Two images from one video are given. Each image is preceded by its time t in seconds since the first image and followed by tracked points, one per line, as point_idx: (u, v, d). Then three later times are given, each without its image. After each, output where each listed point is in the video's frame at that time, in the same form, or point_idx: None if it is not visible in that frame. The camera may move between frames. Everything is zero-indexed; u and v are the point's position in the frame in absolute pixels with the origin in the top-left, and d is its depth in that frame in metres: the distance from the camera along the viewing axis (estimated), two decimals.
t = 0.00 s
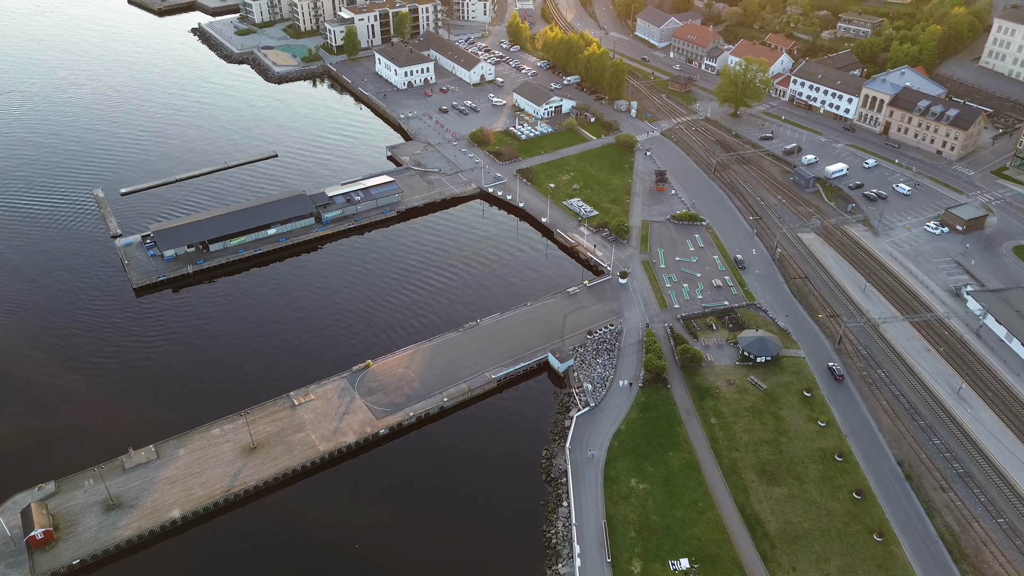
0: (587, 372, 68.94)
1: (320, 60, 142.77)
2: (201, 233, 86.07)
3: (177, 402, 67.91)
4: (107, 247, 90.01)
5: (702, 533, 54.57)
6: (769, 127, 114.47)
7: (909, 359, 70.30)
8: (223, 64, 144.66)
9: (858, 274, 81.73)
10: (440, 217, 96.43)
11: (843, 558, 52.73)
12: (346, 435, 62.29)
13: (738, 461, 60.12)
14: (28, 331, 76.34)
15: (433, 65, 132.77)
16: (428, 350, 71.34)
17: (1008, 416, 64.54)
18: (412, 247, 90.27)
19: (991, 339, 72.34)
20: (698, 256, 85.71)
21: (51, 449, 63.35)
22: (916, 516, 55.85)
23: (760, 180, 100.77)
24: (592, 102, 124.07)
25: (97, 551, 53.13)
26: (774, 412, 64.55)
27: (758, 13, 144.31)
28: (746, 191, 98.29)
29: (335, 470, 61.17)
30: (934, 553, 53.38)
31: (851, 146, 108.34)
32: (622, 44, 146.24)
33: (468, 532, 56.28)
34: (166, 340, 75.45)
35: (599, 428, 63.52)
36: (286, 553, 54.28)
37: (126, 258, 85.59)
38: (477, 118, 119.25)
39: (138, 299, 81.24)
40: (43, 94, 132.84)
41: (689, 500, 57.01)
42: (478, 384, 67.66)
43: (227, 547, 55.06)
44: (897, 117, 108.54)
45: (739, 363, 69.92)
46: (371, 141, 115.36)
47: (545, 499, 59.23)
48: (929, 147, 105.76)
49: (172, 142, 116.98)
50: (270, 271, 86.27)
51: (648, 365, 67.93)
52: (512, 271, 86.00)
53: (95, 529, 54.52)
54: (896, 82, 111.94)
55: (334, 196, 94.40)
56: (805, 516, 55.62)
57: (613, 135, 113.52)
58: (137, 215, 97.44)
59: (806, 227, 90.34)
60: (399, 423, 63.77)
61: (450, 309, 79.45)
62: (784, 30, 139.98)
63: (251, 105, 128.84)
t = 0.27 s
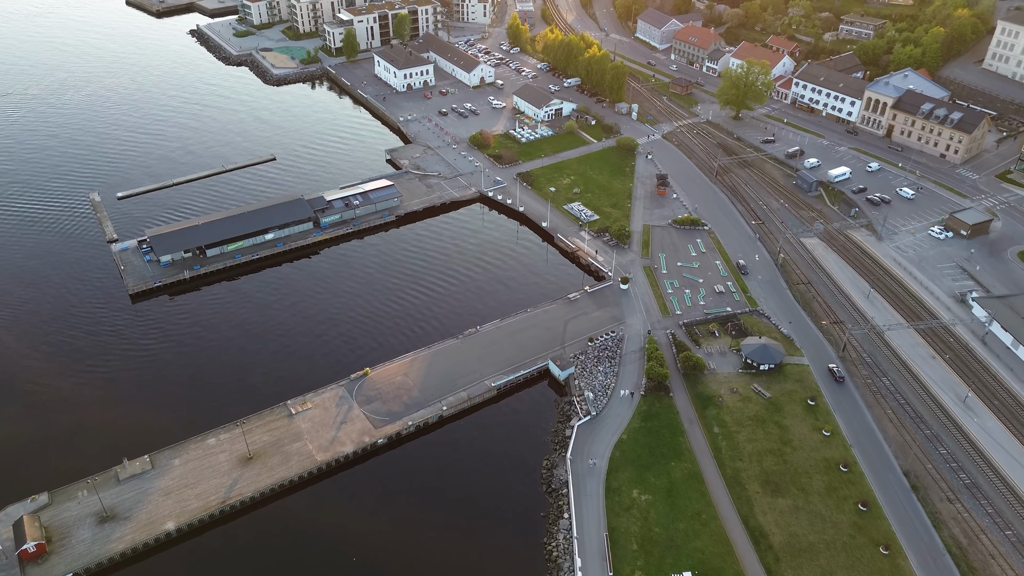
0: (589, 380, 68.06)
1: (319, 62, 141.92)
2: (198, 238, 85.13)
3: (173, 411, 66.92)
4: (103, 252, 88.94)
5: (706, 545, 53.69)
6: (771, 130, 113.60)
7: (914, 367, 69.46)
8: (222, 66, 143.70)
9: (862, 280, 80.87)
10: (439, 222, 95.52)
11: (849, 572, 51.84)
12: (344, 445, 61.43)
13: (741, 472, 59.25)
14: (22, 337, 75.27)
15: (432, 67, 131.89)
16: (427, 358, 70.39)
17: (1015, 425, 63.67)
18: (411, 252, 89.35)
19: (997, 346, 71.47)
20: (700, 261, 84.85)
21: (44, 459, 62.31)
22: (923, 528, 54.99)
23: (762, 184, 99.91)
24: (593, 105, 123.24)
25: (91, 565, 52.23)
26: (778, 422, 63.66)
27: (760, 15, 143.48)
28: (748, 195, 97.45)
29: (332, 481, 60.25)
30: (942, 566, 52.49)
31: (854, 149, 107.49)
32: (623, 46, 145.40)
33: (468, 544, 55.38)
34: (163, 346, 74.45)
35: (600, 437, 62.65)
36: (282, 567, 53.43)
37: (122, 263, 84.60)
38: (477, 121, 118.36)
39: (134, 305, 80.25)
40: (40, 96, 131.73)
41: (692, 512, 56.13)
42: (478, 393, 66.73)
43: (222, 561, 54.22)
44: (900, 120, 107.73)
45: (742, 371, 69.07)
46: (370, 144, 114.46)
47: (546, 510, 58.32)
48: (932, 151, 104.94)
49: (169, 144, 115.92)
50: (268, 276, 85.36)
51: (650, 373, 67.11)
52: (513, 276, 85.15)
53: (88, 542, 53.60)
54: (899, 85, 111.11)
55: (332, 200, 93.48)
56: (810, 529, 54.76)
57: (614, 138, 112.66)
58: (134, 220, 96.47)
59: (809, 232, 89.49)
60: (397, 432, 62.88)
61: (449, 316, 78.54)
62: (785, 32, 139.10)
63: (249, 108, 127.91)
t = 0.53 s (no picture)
0: (590, 388, 67.16)
1: (318, 64, 140.98)
2: (195, 243, 84.20)
3: (168, 420, 66.01)
4: (99, 257, 87.99)
5: (709, 559, 52.84)
6: (773, 133, 112.77)
7: (919, 375, 68.60)
8: (220, 69, 142.77)
9: (866, 286, 80.00)
10: (439, 226, 94.66)
11: None
12: (342, 455, 60.52)
13: (745, 482, 58.38)
14: (16, 344, 74.29)
15: (432, 69, 131.03)
16: (426, 365, 69.48)
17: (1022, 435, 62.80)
18: (410, 257, 88.48)
19: (1003, 354, 70.59)
20: (702, 266, 84.01)
21: (38, 470, 61.38)
22: (930, 541, 54.11)
23: (765, 188, 99.05)
24: (594, 108, 122.39)
25: None
26: (782, 431, 62.78)
27: (761, 17, 142.65)
28: (750, 199, 96.59)
29: (329, 492, 59.36)
30: None
31: (857, 153, 106.62)
32: (624, 48, 144.55)
33: (467, 557, 54.52)
34: (158, 354, 73.53)
35: (601, 447, 61.76)
36: None
37: (118, 268, 83.64)
38: (476, 124, 117.51)
39: (130, 311, 79.33)
40: (36, 98, 130.72)
41: (695, 524, 55.28)
42: (477, 401, 65.83)
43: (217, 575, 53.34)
44: (903, 123, 106.81)
45: (746, 379, 68.19)
46: (369, 148, 113.58)
47: (547, 522, 57.45)
48: (936, 154, 104.06)
49: (167, 147, 114.95)
50: (265, 282, 84.47)
51: (652, 381, 66.25)
52: (513, 282, 84.29)
53: (81, 555, 52.69)
54: (902, 88, 110.21)
55: (331, 205, 92.62)
56: (815, 542, 53.89)
57: (615, 141, 111.82)
58: (130, 224, 95.52)
59: (812, 237, 88.61)
60: (396, 442, 61.99)
61: (449, 322, 77.68)
62: (787, 34, 138.26)
63: (247, 110, 126.99)
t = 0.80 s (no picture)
0: (591, 396, 66.26)
1: (317, 65, 140.06)
2: (192, 248, 83.29)
3: (164, 429, 65.09)
4: (95, 262, 87.06)
5: (713, 572, 51.96)
6: (775, 136, 111.90)
7: (925, 383, 67.74)
8: (218, 71, 141.85)
9: (870, 291, 79.14)
10: (438, 231, 93.79)
11: None
12: (339, 465, 59.63)
13: (749, 493, 57.49)
14: (10, 352, 73.36)
15: (431, 71, 130.13)
16: (425, 373, 68.56)
17: None
18: (410, 262, 87.56)
19: (1009, 362, 69.71)
20: (704, 272, 83.15)
21: (31, 480, 60.49)
22: (937, 554, 53.19)
23: (767, 192, 98.18)
24: (595, 110, 121.54)
25: None
26: (786, 440, 61.88)
27: (763, 19, 141.81)
28: (753, 203, 95.72)
29: (327, 504, 58.50)
30: None
31: (860, 156, 105.74)
32: (624, 50, 143.69)
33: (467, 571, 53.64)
34: (154, 361, 72.60)
35: (603, 457, 60.87)
36: None
37: (114, 274, 82.71)
38: (476, 126, 116.63)
39: (126, 317, 78.43)
40: (33, 101, 129.81)
41: (698, 536, 54.40)
42: (477, 410, 64.92)
43: None
44: (906, 126, 105.89)
45: (749, 388, 67.31)
46: (368, 151, 112.68)
47: (548, 534, 56.58)
48: (939, 158, 103.17)
49: (164, 150, 113.98)
50: (263, 287, 83.61)
51: (654, 390, 65.38)
52: (513, 287, 83.41)
53: (74, 568, 51.82)
54: (906, 91, 109.31)
55: (329, 209, 91.73)
56: (820, 555, 53.01)
57: (616, 144, 110.96)
58: (126, 228, 94.57)
59: (815, 242, 87.73)
60: (394, 452, 61.10)
61: (448, 329, 76.79)
62: (789, 36, 137.43)
63: (246, 113, 126.06)
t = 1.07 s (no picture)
0: (592, 405, 65.35)
1: (315, 67, 139.16)
2: (188, 253, 82.38)
3: (159, 437, 64.13)
4: (90, 267, 86.09)
5: None
6: (777, 139, 111.02)
7: (930, 391, 66.87)
8: (216, 73, 140.91)
9: (874, 297, 78.26)
10: (438, 235, 92.88)
11: None
12: (337, 476, 58.73)
13: (752, 505, 56.60)
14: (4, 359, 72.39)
15: (431, 74, 129.19)
16: (424, 381, 67.65)
17: None
18: (409, 267, 86.63)
19: (1016, 369, 68.80)
20: (706, 277, 82.27)
21: (24, 491, 59.57)
22: (945, 568, 52.30)
23: (769, 196, 97.30)
24: (595, 113, 120.68)
25: None
26: (790, 450, 61.00)
27: (764, 21, 140.92)
28: (755, 207, 94.84)
29: (324, 515, 57.59)
30: None
31: (863, 159, 104.85)
32: (625, 52, 142.81)
33: None
34: (150, 368, 71.64)
35: (604, 467, 59.98)
36: None
37: (110, 279, 81.78)
38: (476, 129, 115.74)
39: (122, 323, 77.51)
40: (30, 103, 128.85)
41: (701, 549, 53.53)
42: (476, 419, 64.03)
43: None
44: (910, 129, 104.95)
45: (752, 396, 66.42)
46: (367, 154, 111.76)
47: (548, 546, 55.68)
48: (943, 161, 102.27)
49: (161, 153, 113.02)
50: (260, 293, 82.67)
51: (656, 398, 64.48)
52: (514, 292, 82.49)
53: None
54: (909, 93, 108.41)
55: (328, 214, 90.82)
56: (825, 568, 52.14)
57: (616, 147, 110.06)
58: (123, 232, 93.62)
59: (818, 247, 86.83)
60: (392, 462, 60.20)
61: (448, 335, 75.86)
62: (791, 38, 136.56)
63: (244, 115, 125.14)
